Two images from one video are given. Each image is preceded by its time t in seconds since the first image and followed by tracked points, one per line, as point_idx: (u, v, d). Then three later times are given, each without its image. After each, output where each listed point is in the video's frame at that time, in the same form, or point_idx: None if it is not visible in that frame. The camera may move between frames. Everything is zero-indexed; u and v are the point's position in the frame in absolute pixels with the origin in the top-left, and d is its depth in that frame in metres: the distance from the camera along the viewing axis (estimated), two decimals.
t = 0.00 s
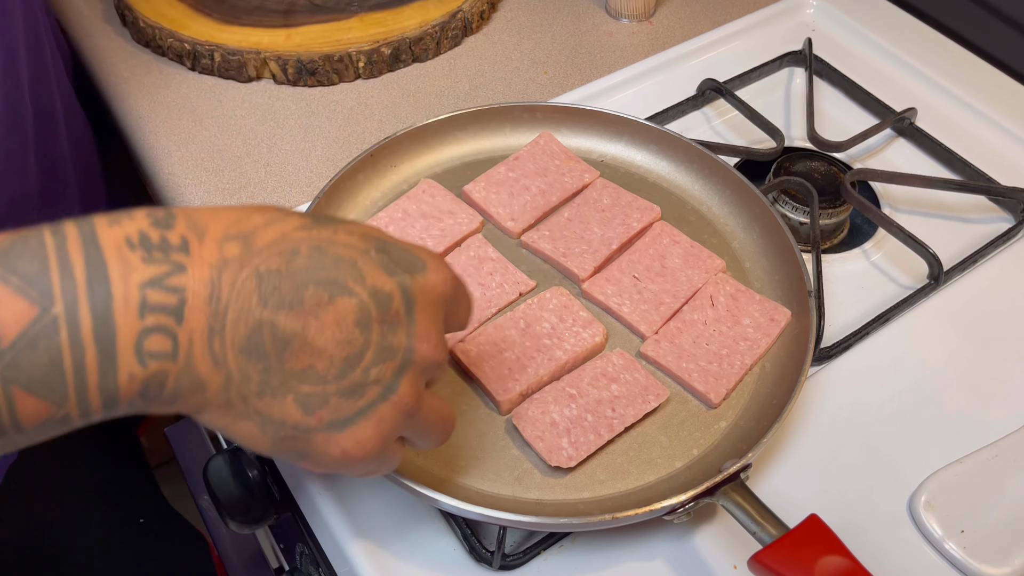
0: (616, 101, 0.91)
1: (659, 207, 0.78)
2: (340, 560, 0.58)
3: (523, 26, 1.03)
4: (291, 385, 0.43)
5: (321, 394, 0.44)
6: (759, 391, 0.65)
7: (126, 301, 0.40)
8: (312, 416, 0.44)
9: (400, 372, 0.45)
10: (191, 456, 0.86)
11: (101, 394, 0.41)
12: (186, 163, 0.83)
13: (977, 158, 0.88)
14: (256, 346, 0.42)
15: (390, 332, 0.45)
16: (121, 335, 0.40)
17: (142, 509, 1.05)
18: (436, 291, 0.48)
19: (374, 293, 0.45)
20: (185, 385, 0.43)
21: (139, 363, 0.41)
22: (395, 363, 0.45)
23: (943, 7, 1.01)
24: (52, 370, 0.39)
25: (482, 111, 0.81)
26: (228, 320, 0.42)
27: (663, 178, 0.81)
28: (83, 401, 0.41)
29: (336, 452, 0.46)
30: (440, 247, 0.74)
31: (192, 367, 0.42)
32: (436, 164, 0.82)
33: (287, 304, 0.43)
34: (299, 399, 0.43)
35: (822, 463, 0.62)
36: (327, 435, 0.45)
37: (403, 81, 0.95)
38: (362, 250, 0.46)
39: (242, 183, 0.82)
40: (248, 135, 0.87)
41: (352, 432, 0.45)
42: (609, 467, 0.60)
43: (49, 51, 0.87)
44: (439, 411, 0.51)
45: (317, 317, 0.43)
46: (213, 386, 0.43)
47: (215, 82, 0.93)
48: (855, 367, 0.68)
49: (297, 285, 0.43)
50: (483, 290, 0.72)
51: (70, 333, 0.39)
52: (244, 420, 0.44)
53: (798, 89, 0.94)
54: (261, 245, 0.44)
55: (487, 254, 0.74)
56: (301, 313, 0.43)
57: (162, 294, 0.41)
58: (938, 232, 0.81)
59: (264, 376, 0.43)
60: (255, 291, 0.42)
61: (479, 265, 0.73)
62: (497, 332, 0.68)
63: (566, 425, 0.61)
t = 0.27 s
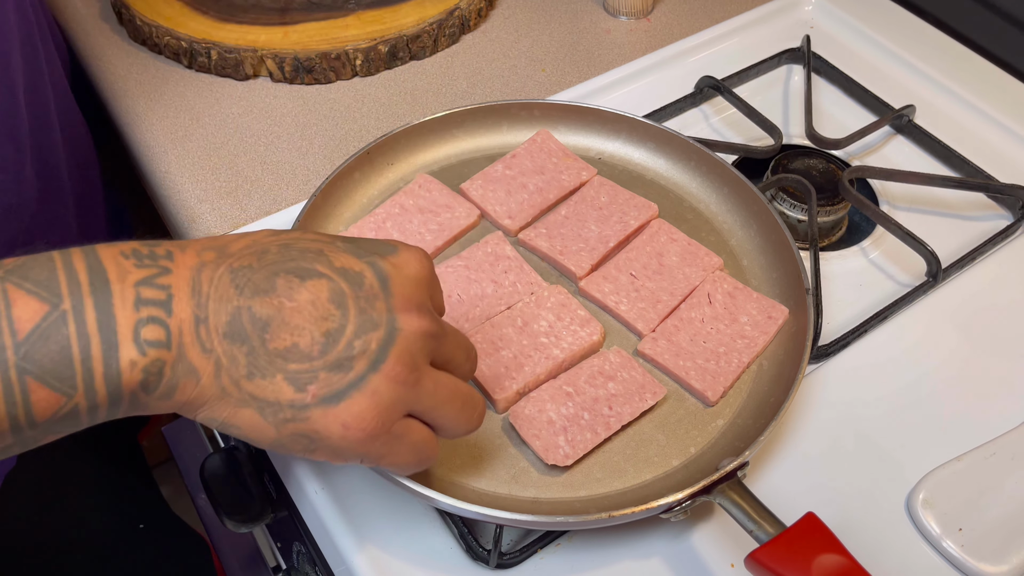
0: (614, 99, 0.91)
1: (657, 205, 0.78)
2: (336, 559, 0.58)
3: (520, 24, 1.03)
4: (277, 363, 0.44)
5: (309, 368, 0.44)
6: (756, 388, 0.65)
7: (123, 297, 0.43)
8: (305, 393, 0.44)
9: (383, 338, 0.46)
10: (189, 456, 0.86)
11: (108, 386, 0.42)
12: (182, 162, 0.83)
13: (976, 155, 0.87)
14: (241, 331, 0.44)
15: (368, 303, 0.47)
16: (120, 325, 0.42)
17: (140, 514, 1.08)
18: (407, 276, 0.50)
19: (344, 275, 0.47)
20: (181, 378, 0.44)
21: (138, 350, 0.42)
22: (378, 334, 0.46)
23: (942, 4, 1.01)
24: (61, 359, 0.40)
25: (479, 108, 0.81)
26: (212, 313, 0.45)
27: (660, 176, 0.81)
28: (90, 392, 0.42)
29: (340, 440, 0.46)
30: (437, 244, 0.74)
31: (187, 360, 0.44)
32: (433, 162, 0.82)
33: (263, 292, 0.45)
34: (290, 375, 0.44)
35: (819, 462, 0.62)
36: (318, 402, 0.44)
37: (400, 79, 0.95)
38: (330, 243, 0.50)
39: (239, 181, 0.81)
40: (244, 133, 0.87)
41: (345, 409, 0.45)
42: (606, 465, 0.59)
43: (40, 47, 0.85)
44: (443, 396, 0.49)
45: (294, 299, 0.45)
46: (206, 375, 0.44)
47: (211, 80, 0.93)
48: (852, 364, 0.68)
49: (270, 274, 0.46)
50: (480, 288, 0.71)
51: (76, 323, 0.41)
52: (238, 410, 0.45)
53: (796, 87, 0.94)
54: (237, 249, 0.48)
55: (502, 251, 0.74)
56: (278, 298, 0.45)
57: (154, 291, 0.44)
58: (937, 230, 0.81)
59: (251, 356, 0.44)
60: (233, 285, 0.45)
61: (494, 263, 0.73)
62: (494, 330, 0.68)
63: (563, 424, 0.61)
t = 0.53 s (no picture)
0: (613, 96, 0.91)
1: (656, 203, 0.78)
2: (336, 558, 0.58)
3: (519, 21, 1.03)
4: (278, 329, 0.45)
5: (310, 330, 0.45)
6: (756, 386, 0.65)
7: (122, 274, 0.43)
8: (309, 354, 0.45)
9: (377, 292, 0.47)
10: (188, 454, 0.86)
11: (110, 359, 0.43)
12: (181, 161, 0.82)
13: (976, 153, 0.87)
14: (238, 301, 0.45)
15: (359, 260, 0.47)
16: (120, 301, 0.43)
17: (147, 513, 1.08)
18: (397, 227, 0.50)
19: (332, 236, 0.48)
20: (182, 350, 0.45)
21: (140, 325, 0.43)
22: (372, 287, 0.47)
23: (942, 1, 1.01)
24: (65, 335, 0.42)
25: (478, 106, 0.81)
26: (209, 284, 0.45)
27: (660, 174, 0.81)
28: (95, 366, 0.43)
29: (353, 394, 0.47)
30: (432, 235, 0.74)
31: (186, 331, 0.45)
32: (432, 160, 0.82)
33: (255, 261, 0.46)
34: (291, 338, 0.45)
35: (819, 460, 0.62)
36: (324, 361, 0.46)
37: (399, 77, 0.95)
38: (313, 206, 0.50)
39: (237, 180, 0.81)
40: (243, 131, 0.86)
41: (349, 364, 0.46)
42: (606, 464, 0.59)
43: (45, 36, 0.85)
44: (445, 336, 0.50)
45: (286, 266, 0.46)
46: (209, 346, 0.45)
47: (210, 78, 0.93)
48: (853, 362, 0.68)
49: (260, 244, 0.46)
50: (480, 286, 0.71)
51: (77, 299, 0.42)
52: (247, 378, 0.46)
53: (796, 84, 0.94)
54: (226, 222, 0.48)
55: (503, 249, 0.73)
56: (269, 266, 0.46)
57: (151, 268, 0.45)
58: (937, 227, 0.80)
59: (251, 326, 0.45)
60: (225, 256, 0.46)
61: (494, 260, 0.73)
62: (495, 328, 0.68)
63: (562, 422, 0.61)
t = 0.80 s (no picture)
0: (612, 94, 0.91)
1: (656, 200, 0.78)
2: (335, 557, 0.57)
3: (518, 18, 1.02)
4: (300, 279, 0.47)
5: (329, 277, 0.47)
6: (756, 384, 0.65)
7: (140, 230, 0.43)
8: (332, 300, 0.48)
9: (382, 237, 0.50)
10: (187, 453, 0.86)
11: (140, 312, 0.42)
12: (180, 159, 0.82)
13: (977, 150, 0.87)
14: (258, 255, 0.46)
15: (357, 211, 0.50)
16: (145, 257, 0.42)
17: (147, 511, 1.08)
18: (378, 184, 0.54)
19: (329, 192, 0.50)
20: (209, 303, 0.45)
21: (166, 277, 0.43)
22: (375, 234, 0.49)
23: None
24: (92, 289, 0.41)
25: (477, 104, 0.81)
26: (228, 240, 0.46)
27: (659, 172, 0.81)
28: (124, 321, 0.42)
29: (379, 335, 0.50)
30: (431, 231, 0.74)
31: (209, 282, 0.45)
32: (431, 158, 0.82)
33: (266, 218, 0.47)
34: (317, 287, 0.47)
35: (819, 458, 0.62)
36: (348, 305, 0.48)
37: (398, 75, 0.94)
38: (301, 172, 0.52)
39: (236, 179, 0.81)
40: (242, 129, 0.86)
41: (371, 304, 0.49)
42: (606, 462, 0.59)
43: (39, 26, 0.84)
44: (446, 271, 0.53)
45: (295, 221, 0.47)
46: (234, 299, 0.46)
47: (209, 76, 0.93)
48: (853, 359, 0.67)
49: (267, 203, 0.48)
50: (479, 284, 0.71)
51: (101, 254, 0.41)
52: (274, 331, 0.47)
53: (796, 81, 0.94)
54: (225, 190, 0.49)
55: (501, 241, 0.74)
56: (280, 221, 0.47)
57: (168, 226, 0.44)
58: (938, 225, 0.80)
59: (274, 277, 0.46)
60: (236, 215, 0.47)
61: (490, 251, 0.73)
62: (494, 326, 0.67)
63: (562, 420, 0.61)
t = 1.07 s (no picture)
0: (613, 90, 0.90)
1: (658, 197, 0.77)
2: (337, 557, 0.57)
3: (518, 15, 1.02)
4: (314, 313, 0.46)
5: (343, 315, 0.47)
6: (760, 382, 0.65)
7: (161, 252, 0.43)
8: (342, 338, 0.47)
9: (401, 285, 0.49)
10: (187, 453, 0.85)
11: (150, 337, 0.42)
12: (179, 157, 0.82)
13: (980, 146, 0.86)
14: (275, 286, 0.46)
15: (382, 249, 0.50)
16: (164, 280, 0.42)
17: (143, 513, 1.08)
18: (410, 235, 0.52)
19: (357, 228, 0.50)
20: (223, 330, 0.44)
21: (182, 301, 0.43)
22: (397, 275, 0.49)
23: None
24: (107, 308, 0.40)
25: (477, 101, 0.80)
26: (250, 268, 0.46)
27: (661, 169, 0.80)
28: (137, 343, 0.42)
29: (385, 380, 0.49)
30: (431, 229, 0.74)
31: (226, 311, 0.44)
32: (432, 155, 0.81)
33: (289, 249, 0.47)
34: (327, 323, 0.47)
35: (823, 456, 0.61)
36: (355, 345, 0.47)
37: (397, 72, 0.94)
38: (334, 203, 0.52)
39: (236, 176, 0.81)
40: (242, 127, 0.86)
41: (379, 346, 0.48)
42: (608, 460, 0.59)
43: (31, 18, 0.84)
44: (465, 329, 0.52)
45: (317, 253, 0.47)
46: (246, 328, 0.45)
47: (207, 73, 0.92)
48: (857, 357, 0.67)
49: (291, 233, 0.48)
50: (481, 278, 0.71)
51: (120, 274, 0.41)
52: (281, 364, 0.47)
53: (798, 78, 0.93)
54: (254, 214, 0.49)
55: (502, 237, 0.73)
56: (302, 252, 0.47)
57: (190, 249, 0.44)
58: (941, 221, 0.80)
59: (288, 309, 0.46)
60: (260, 243, 0.47)
61: (491, 247, 0.73)
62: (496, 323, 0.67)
63: (564, 418, 0.60)
